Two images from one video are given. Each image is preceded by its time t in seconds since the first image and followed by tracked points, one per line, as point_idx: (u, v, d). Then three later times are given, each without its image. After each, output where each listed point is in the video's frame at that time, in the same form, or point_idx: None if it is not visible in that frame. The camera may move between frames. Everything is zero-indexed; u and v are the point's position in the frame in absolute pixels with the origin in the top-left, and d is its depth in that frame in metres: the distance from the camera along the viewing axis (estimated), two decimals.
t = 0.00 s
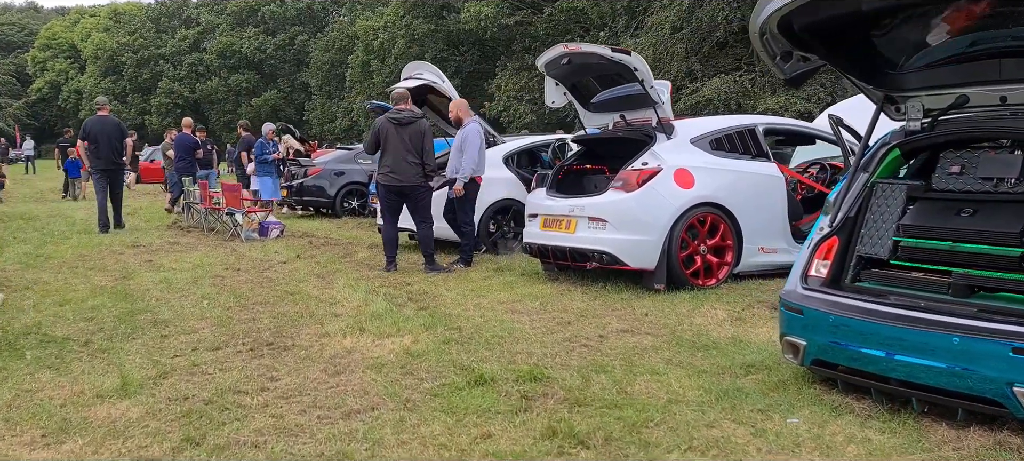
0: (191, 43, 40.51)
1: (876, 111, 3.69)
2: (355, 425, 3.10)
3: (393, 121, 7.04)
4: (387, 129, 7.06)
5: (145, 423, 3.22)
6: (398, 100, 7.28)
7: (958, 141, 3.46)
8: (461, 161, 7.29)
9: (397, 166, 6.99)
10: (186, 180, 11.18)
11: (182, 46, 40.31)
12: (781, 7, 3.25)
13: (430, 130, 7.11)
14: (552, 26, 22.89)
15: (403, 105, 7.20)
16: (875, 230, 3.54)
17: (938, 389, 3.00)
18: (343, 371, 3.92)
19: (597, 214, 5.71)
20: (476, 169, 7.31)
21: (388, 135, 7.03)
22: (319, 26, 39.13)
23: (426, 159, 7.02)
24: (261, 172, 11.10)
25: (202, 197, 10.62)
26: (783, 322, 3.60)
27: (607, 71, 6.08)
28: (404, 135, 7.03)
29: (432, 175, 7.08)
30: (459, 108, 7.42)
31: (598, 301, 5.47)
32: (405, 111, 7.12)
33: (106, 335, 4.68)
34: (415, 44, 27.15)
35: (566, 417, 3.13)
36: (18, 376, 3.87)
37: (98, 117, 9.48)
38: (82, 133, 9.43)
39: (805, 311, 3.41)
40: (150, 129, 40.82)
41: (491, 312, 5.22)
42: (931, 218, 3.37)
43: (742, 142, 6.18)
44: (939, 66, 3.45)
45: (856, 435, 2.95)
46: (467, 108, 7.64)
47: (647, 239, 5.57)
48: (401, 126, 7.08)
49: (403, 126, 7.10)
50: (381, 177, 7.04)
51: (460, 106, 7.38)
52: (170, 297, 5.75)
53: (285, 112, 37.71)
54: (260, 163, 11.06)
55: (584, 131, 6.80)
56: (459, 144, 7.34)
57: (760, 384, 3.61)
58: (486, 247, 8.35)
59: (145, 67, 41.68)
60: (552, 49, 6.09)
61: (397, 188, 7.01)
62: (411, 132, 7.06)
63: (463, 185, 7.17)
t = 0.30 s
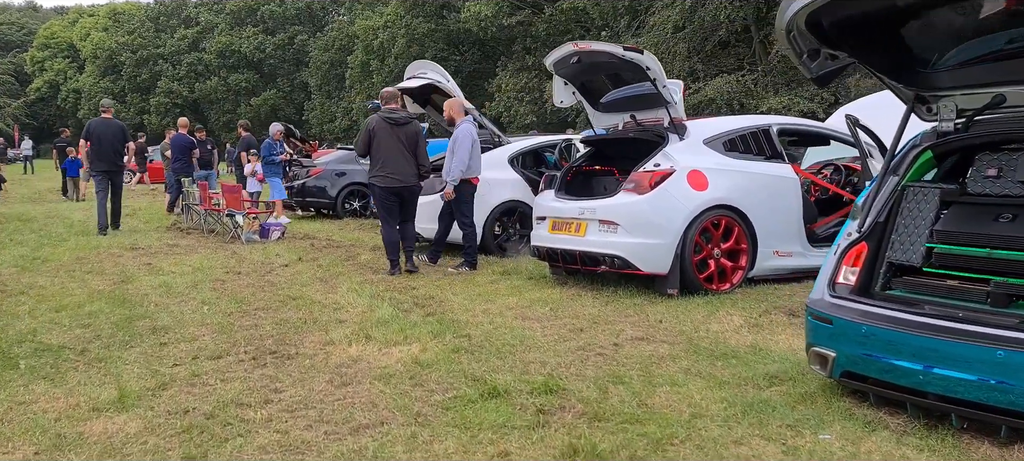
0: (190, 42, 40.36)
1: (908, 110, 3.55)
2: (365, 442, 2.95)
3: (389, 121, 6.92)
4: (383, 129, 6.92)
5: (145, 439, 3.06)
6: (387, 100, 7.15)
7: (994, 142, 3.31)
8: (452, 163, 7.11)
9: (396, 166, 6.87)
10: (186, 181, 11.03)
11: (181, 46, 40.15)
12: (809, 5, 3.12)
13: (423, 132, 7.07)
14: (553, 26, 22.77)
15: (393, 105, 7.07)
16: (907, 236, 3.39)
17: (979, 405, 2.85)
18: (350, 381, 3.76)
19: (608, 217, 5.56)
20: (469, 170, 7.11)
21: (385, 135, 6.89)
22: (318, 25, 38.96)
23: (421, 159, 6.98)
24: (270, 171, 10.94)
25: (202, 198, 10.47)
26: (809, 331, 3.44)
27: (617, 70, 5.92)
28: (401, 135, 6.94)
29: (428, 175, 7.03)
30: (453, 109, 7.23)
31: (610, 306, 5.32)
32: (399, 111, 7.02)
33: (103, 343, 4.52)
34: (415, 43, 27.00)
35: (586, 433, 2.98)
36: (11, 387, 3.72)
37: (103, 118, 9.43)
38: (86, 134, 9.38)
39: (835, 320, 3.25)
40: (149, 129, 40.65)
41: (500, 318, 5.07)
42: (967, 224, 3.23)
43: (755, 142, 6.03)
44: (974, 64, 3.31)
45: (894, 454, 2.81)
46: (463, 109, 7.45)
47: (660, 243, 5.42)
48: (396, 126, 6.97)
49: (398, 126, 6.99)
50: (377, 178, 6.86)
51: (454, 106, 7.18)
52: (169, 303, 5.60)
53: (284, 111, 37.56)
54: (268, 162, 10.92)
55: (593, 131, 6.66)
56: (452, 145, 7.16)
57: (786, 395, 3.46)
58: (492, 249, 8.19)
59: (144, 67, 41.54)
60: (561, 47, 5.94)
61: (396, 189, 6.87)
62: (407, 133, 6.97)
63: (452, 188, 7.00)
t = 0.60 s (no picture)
0: (189, 42, 40.22)
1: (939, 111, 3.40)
2: None
3: (390, 122, 6.81)
4: (384, 130, 6.80)
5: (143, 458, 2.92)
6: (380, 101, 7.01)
7: None
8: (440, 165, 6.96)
9: (399, 167, 6.79)
10: (184, 183, 10.89)
11: (180, 46, 40.01)
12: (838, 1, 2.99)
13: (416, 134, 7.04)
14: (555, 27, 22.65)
15: (389, 106, 6.95)
16: (939, 244, 3.25)
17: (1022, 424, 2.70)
18: (356, 394, 3.61)
19: (619, 221, 5.42)
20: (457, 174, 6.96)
21: (387, 137, 6.78)
22: (318, 25, 38.81)
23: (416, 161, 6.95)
24: (279, 174, 10.47)
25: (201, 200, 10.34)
26: (836, 343, 3.30)
27: (627, 70, 5.77)
28: (402, 137, 6.87)
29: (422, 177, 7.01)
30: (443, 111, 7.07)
31: (621, 314, 5.17)
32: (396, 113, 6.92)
33: (100, 352, 4.37)
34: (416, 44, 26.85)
35: (606, 453, 2.84)
36: (3, 401, 3.57)
37: (106, 117, 9.63)
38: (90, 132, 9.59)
39: (866, 332, 3.10)
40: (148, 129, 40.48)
41: (510, 325, 4.93)
42: (1003, 232, 3.09)
43: (769, 144, 5.89)
44: (1008, 65, 3.16)
45: None
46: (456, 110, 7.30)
47: (672, 248, 5.27)
48: (395, 128, 6.87)
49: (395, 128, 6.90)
50: (380, 179, 6.72)
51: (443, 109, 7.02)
52: (168, 309, 5.45)
53: (284, 111, 37.40)
54: (277, 166, 10.42)
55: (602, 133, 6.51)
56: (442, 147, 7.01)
57: (812, 410, 3.32)
58: (497, 253, 8.03)
59: (144, 67, 41.40)
60: (571, 47, 5.80)
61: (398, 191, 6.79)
62: (406, 134, 6.90)
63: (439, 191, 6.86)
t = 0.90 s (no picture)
0: (189, 41, 40.06)
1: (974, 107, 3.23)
2: None
3: (385, 119, 6.71)
4: (378, 127, 6.69)
5: None
6: (370, 98, 6.89)
7: None
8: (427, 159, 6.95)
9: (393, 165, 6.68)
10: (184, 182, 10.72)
11: (180, 44, 39.86)
12: None
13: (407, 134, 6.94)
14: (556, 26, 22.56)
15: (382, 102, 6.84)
16: (975, 247, 3.09)
17: None
18: (361, 403, 3.45)
19: (629, 221, 5.26)
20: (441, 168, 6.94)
21: (381, 134, 6.66)
22: (318, 25, 38.64)
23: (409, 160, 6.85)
24: (286, 173, 10.29)
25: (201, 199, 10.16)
26: (866, 350, 3.14)
27: (639, 64, 5.60)
28: (395, 134, 6.78)
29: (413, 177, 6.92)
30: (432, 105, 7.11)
31: (633, 317, 5.02)
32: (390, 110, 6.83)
33: (93, 357, 4.21)
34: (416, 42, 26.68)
35: None
36: None
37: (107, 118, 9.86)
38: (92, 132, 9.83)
39: (900, 339, 2.93)
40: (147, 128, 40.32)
41: (518, 329, 4.77)
42: None
43: (784, 142, 5.72)
44: None
45: None
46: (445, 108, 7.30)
47: (685, 249, 5.11)
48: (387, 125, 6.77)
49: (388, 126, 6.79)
50: (374, 176, 6.60)
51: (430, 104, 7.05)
52: (165, 312, 5.28)
53: (283, 110, 37.23)
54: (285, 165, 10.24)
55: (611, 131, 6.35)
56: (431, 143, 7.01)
57: (840, 421, 3.15)
58: (501, 254, 7.85)
59: (143, 66, 41.24)
60: (579, 42, 5.64)
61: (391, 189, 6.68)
62: (398, 132, 6.81)
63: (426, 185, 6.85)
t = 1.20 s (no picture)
0: (188, 41, 39.91)
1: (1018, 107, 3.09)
2: None
3: (379, 119, 6.62)
4: (371, 126, 6.59)
5: None
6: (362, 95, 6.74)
7: None
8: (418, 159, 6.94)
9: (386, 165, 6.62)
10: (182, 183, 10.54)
11: (180, 44, 39.73)
12: None
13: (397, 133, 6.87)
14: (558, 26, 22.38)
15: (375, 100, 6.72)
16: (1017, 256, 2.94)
17: None
18: (368, 418, 3.29)
19: (642, 225, 5.10)
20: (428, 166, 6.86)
21: (377, 134, 6.59)
22: (318, 24, 38.42)
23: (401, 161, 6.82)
24: (297, 174, 10.17)
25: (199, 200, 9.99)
26: (901, 363, 2.98)
27: (652, 64, 5.45)
28: (389, 134, 6.71)
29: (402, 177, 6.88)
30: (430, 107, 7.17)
31: (646, 324, 4.85)
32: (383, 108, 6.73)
33: (88, 368, 4.05)
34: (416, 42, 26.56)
35: None
36: None
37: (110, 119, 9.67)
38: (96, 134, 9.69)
39: (940, 353, 2.77)
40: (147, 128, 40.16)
41: (528, 337, 4.61)
42: None
43: (800, 143, 5.55)
44: None
45: None
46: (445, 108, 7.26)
47: (700, 254, 4.95)
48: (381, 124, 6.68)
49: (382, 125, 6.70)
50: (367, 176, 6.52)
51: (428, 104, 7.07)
52: (163, 319, 5.12)
53: (283, 110, 37.04)
54: (297, 166, 10.11)
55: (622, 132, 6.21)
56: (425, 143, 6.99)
57: (874, 439, 2.99)
58: (507, 256, 7.68)
59: (143, 65, 41.11)
60: (589, 41, 5.49)
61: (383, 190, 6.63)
62: (391, 132, 6.73)
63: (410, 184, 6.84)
